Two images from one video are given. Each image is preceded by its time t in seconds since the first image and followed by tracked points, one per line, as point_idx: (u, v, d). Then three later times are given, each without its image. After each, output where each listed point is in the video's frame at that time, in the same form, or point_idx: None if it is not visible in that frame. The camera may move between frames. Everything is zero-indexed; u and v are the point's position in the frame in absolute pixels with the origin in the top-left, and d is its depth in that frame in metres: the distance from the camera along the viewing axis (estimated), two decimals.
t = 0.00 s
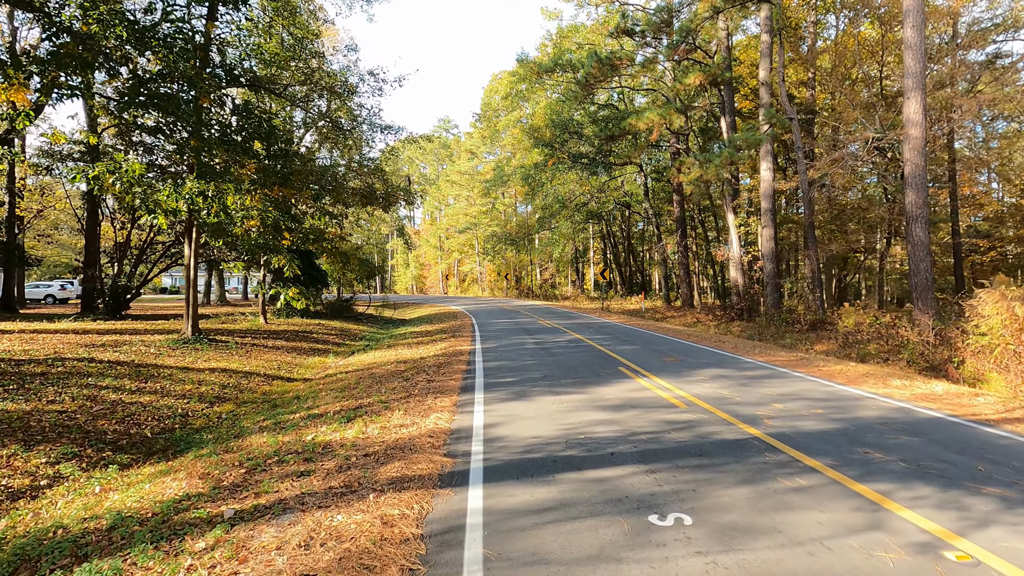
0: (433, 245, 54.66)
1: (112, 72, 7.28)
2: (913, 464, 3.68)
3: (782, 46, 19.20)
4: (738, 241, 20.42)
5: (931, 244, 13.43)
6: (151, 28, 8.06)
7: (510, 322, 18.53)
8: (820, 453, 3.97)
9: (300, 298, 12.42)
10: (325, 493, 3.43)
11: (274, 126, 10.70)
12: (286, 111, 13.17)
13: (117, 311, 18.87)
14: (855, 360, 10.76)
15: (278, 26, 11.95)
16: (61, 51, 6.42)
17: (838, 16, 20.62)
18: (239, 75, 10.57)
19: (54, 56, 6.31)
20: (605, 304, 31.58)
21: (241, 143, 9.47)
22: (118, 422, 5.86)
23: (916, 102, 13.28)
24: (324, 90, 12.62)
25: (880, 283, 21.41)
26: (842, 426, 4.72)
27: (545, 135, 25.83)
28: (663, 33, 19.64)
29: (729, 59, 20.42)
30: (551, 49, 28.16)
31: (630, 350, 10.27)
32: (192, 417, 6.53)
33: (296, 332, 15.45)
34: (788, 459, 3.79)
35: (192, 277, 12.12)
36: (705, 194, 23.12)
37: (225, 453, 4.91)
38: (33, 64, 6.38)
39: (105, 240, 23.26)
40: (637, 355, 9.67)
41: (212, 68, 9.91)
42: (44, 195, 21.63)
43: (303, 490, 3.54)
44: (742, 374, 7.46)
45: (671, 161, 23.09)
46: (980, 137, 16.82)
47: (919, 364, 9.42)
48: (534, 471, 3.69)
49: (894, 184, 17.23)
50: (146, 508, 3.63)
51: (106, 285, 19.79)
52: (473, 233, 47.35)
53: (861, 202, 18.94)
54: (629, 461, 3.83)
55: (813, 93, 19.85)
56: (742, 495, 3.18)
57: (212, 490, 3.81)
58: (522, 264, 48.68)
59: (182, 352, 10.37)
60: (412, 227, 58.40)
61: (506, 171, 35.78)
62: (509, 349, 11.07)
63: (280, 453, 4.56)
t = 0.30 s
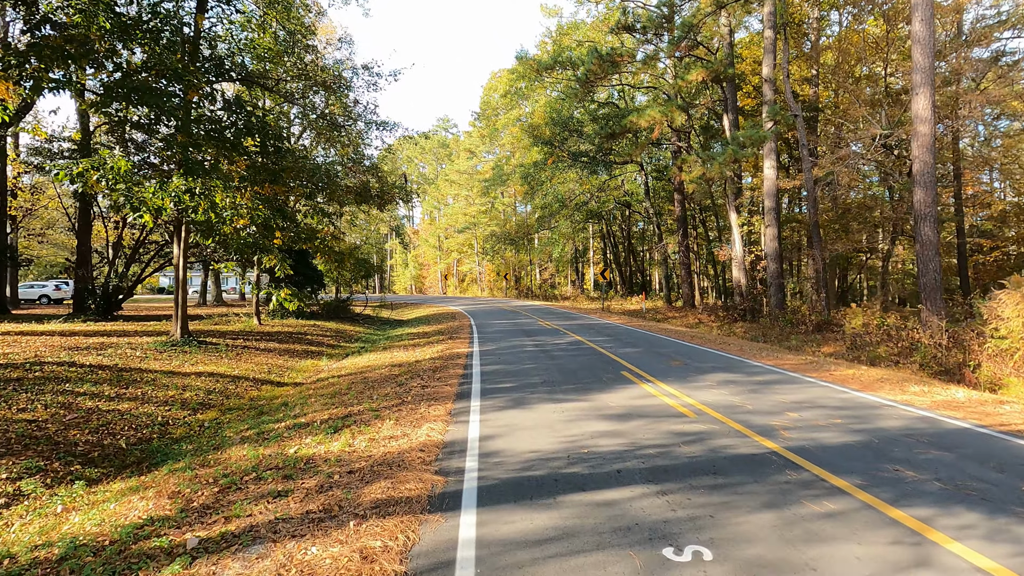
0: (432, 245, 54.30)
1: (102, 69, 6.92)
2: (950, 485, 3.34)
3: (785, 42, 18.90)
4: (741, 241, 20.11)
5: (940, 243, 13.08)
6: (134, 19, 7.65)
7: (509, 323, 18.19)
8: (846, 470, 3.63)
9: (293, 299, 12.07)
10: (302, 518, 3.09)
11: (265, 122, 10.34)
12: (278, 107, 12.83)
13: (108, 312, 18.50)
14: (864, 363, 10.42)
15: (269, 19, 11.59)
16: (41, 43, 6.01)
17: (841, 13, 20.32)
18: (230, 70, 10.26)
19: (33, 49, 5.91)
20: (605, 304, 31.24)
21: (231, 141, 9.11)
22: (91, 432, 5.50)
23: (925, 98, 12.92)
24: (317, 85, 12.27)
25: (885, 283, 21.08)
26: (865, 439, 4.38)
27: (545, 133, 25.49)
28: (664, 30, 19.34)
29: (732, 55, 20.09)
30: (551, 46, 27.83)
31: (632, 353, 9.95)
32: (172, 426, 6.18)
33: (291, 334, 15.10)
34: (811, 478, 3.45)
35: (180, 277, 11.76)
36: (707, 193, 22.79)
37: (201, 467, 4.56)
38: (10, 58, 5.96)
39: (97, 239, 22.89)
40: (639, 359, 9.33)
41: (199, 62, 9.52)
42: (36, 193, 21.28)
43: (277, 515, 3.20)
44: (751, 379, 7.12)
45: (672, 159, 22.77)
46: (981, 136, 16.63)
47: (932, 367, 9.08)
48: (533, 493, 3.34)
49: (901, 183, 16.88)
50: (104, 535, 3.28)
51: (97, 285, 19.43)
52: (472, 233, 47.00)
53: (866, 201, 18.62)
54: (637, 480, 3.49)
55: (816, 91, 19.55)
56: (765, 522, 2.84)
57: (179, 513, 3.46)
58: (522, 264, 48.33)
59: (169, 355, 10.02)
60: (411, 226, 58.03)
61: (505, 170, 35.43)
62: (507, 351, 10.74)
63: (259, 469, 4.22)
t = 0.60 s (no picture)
0: (432, 245, 53.95)
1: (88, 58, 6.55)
2: (999, 502, 3.01)
3: (790, 37, 18.57)
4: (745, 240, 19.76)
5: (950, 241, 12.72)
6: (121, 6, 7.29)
7: (509, 323, 17.87)
8: (879, 484, 3.31)
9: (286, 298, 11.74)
10: (278, 542, 2.76)
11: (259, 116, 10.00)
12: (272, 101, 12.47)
13: (100, 312, 18.15)
14: (875, 364, 10.09)
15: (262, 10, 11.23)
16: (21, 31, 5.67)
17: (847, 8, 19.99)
18: (223, 62, 9.92)
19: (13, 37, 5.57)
20: (606, 304, 30.90)
21: (221, 133, 8.74)
22: (65, 439, 5.17)
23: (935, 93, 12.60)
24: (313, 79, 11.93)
25: (890, 283, 20.77)
26: (895, 448, 4.05)
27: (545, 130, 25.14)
28: (667, 25, 18.98)
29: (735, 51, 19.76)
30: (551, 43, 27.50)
31: (636, 355, 9.59)
32: (153, 431, 5.84)
33: (286, 334, 14.74)
34: (843, 494, 3.12)
35: (171, 276, 11.42)
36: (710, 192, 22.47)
37: (176, 478, 4.21)
38: None
39: (91, 238, 22.54)
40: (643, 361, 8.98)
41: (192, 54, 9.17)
42: (29, 192, 20.92)
43: (251, 537, 2.86)
44: (763, 382, 6.80)
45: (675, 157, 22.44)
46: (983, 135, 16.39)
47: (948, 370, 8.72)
48: (536, 511, 3.00)
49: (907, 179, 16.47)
50: (60, 558, 2.95)
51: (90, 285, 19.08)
52: (471, 232, 46.66)
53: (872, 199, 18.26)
54: (652, 496, 3.16)
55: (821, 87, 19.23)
56: (800, 547, 2.52)
57: (142, 533, 3.12)
58: (521, 264, 48.01)
59: (156, 356, 9.67)
60: (410, 226, 57.67)
61: (505, 169, 35.09)
62: (508, 352, 10.40)
63: (239, 481, 3.88)
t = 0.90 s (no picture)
0: (431, 245, 53.59)
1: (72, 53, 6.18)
2: None
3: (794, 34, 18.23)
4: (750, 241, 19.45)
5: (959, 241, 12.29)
6: None
7: (509, 324, 17.53)
8: (917, 511, 2.98)
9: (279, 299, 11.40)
10: None
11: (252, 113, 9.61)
12: (265, 97, 12.10)
13: (92, 313, 17.78)
14: (887, 369, 9.75)
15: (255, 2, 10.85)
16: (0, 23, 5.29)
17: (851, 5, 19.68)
18: (214, 57, 9.56)
19: None
20: (606, 305, 30.54)
21: (211, 130, 8.39)
22: (33, 453, 4.82)
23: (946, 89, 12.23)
24: (307, 74, 11.57)
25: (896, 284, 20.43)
26: (927, 466, 3.73)
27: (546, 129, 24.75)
28: (669, 21, 18.61)
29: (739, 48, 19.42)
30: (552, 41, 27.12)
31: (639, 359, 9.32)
32: (130, 443, 5.52)
33: (281, 336, 14.44)
34: (881, 524, 2.80)
35: (159, 276, 11.06)
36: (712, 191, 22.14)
37: (146, 500, 3.86)
38: None
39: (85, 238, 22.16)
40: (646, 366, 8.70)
41: (182, 47, 8.80)
42: (20, 190, 20.54)
43: None
44: (776, 389, 6.46)
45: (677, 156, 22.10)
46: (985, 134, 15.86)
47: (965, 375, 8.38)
48: (539, 544, 2.67)
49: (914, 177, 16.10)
50: None
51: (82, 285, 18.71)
52: (471, 232, 46.28)
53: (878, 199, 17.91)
54: (667, 526, 2.83)
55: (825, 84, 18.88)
56: None
57: (97, 569, 2.78)
58: (521, 264, 47.67)
59: (142, 360, 9.31)
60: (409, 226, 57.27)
61: (505, 169, 34.72)
62: (508, 356, 10.09)
63: (212, 504, 3.54)
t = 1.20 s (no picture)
0: (430, 245, 53.27)
1: (45, 38, 5.67)
2: None
3: (798, 29, 17.87)
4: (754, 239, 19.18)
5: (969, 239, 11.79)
6: None
7: (508, 324, 17.18)
8: (967, 533, 2.64)
9: (272, 298, 11.06)
10: None
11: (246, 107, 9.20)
12: (257, 89, 11.72)
13: (83, 312, 17.41)
14: (900, 371, 9.43)
15: None
16: None
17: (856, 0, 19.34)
18: (205, 48, 9.17)
19: None
20: (607, 305, 30.18)
21: (202, 124, 7.99)
22: None
23: (956, 83, 11.86)
24: (300, 66, 11.19)
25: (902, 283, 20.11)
26: (966, 479, 3.39)
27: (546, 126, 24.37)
28: (671, 16, 18.27)
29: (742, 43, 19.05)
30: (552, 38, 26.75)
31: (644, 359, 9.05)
32: (102, 451, 5.17)
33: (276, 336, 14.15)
34: (931, 551, 2.45)
35: (147, 273, 10.70)
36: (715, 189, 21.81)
37: (106, 517, 3.52)
38: None
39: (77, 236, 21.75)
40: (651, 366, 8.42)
41: (172, 37, 8.41)
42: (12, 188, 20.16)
43: None
44: (790, 393, 6.12)
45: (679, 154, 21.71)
46: (988, 134, 15.73)
47: (984, 377, 8.07)
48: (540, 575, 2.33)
49: (921, 174, 15.76)
50: None
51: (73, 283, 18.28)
52: (470, 232, 45.93)
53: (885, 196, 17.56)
54: (684, 552, 2.50)
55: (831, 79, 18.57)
56: None
57: None
58: (520, 264, 47.35)
59: (127, 360, 8.95)
60: (407, 225, 56.91)
61: (504, 167, 34.38)
62: (509, 356, 9.82)
63: (176, 523, 3.19)
